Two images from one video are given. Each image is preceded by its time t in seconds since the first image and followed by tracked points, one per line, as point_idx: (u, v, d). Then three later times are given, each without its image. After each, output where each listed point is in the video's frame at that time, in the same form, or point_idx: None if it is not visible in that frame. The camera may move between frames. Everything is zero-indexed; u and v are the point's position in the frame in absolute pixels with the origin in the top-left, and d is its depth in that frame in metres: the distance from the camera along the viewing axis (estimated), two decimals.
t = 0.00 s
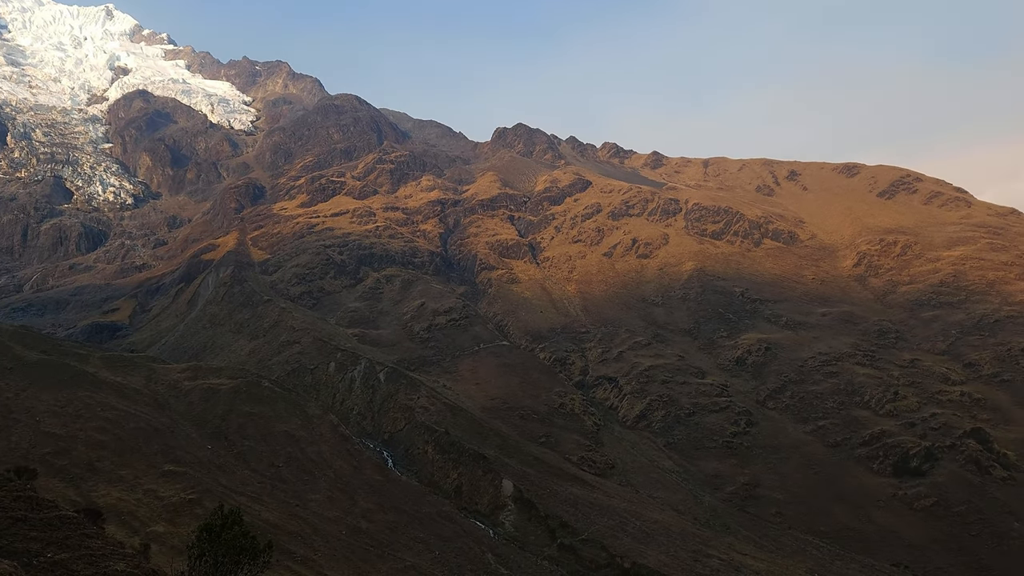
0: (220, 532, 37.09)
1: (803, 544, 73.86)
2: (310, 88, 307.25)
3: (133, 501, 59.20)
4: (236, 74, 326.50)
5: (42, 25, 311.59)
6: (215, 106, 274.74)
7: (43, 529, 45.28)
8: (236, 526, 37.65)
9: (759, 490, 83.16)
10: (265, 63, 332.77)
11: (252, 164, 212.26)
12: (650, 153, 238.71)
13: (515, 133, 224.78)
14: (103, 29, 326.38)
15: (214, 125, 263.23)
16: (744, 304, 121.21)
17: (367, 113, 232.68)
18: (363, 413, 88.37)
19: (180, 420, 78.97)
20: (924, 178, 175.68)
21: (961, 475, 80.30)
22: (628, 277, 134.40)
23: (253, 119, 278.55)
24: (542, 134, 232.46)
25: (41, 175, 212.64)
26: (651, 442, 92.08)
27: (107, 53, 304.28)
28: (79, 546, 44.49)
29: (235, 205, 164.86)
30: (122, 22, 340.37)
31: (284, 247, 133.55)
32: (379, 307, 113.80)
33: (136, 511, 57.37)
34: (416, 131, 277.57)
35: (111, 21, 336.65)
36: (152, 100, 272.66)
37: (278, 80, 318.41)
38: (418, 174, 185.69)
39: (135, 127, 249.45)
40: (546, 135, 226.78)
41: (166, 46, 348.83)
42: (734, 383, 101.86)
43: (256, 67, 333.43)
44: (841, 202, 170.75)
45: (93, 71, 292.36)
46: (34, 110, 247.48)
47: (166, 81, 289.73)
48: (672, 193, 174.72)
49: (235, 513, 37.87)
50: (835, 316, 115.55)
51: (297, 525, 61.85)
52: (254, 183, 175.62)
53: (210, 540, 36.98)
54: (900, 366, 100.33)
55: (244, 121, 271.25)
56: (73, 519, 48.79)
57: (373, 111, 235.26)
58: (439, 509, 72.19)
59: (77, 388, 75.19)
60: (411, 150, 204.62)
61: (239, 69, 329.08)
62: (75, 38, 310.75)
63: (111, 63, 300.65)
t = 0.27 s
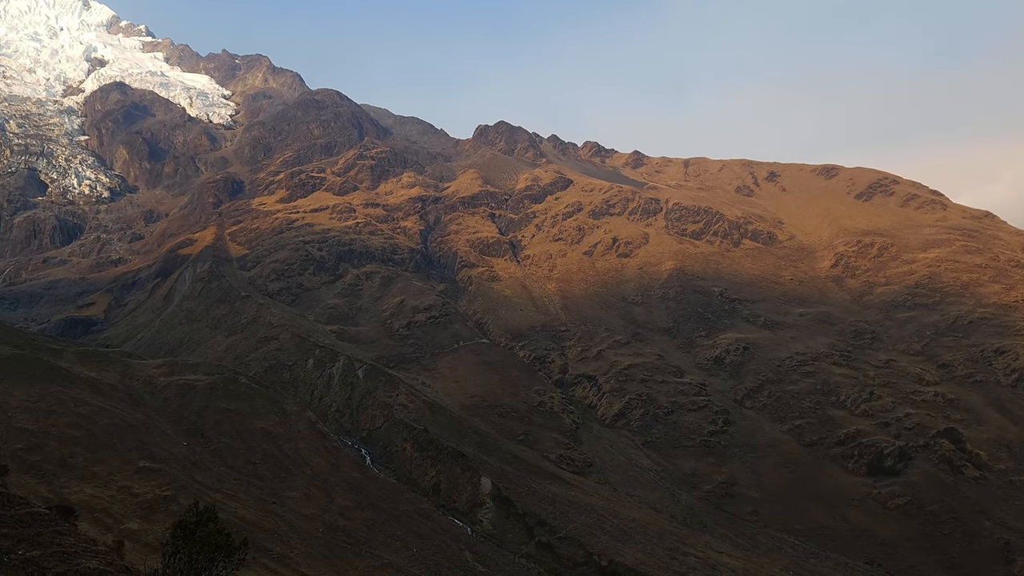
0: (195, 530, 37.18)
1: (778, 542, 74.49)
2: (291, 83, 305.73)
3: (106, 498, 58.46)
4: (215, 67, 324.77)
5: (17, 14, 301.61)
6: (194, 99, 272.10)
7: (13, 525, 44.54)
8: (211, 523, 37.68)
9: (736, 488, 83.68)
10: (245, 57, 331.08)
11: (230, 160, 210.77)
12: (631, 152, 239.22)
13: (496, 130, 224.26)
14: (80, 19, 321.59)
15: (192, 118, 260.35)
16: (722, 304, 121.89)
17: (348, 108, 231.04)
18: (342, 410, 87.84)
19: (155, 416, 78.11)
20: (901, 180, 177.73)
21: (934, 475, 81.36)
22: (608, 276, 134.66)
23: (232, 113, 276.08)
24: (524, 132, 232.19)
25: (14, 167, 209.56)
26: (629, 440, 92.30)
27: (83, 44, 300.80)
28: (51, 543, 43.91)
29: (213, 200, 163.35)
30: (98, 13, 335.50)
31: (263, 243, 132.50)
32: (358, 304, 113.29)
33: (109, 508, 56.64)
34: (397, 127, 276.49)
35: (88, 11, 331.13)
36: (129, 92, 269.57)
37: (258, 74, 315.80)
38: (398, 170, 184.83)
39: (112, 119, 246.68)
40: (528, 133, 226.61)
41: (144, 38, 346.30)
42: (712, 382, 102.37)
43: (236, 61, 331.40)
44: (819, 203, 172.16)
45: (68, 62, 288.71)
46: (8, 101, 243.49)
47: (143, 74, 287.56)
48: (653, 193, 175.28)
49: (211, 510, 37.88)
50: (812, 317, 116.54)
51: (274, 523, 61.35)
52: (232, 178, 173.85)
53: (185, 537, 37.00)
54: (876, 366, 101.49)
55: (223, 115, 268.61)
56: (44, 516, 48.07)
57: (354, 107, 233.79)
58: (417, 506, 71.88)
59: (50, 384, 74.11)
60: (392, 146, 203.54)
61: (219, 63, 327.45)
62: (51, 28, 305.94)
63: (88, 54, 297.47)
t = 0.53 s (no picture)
0: (170, 528, 35.37)
1: (754, 541, 74.98)
2: (270, 78, 303.47)
3: (79, 496, 57.49)
4: (193, 62, 321.91)
5: None
6: (172, 94, 269.28)
7: None
8: (186, 521, 35.92)
9: (713, 488, 84.11)
10: (224, 51, 328.39)
11: (208, 156, 209.04)
12: (612, 152, 239.89)
13: (478, 128, 223.75)
14: (55, 11, 317.11)
15: (170, 113, 257.68)
16: (701, 304, 122.53)
17: (328, 104, 229.74)
18: (319, 408, 87.25)
19: (130, 413, 77.10)
20: (877, 183, 179.70)
21: (907, 474, 82.30)
22: (588, 275, 134.91)
23: (210, 107, 273.61)
24: (505, 130, 231.92)
25: None
26: (608, 439, 92.54)
27: (58, 36, 297.19)
28: (22, 541, 43.04)
29: (190, 195, 161.70)
30: (74, 5, 331.40)
31: (240, 239, 131.44)
32: (336, 301, 112.74)
33: (82, 506, 55.78)
34: (377, 124, 275.48)
35: (63, 3, 327.23)
36: (105, 86, 266.64)
37: (237, 69, 313.41)
38: (379, 167, 184.01)
39: (87, 113, 243.78)
40: (509, 131, 226.46)
41: (121, 31, 342.62)
42: (691, 382, 102.86)
43: (215, 55, 329.06)
44: (798, 205, 173.56)
45: (43, 54, 285.07)
46: None
47: (120, 67, 284.99)
48: (633, 192, 175.90)
49: (186, 507, 36.09)
50: (789, 317, 117.46)
51: (250, 521, 60.72)
52: (210, 173, 172.14)
53: (159, 535, 35.24)
54: (851, 367, 102.53)
55: (201, 110, 266.06)
56: (15, 514, 47.11)
57: (334, 103, 232.55)
58: (395, 505, 71.42)
59: (22, 380, 72.89)
60: (372, 143, 202.57)
61: (197, 57, 324.48)
62: (25, 19, 301.46)
63: (63, 46, 294.05)
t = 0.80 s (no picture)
0: (143, 527, 34.58)
1: (729, 540, 75.45)
2: (249, 74, 301.03)
3: (50, 495, 56.52)
4: (170, 56, 318.68)
5: None
6: (149, 88, 266.19)
7: None
8: (159, 520, 35.11)
9: (690, 487, 84.48)
10: (202, 46, 325.48)
11: (185, 152, 206.85)
12: (592, 153, 240.50)
13: (458, 127, 223.15)
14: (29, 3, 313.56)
15: (146, 107, 254.76)
16: (679, 304, 123.12)
17: (307, 101, 228.36)
18: (296, 407, 86.53)
19: (103, 411, 75.99)
20: (854, 186, 181.65)
21: (881, 474, 83.18)
22: (567, 275, 135.07)
23: (187, 103, 270.83)
24: (485, 129, 231.62)
25: None
26: (585, 439, 92.68)
27: (32, 28, 294.43)
28: None
29: (166, 191, 159.89)
30: None
31: (217, 235, 130.18)
32: (314, 299, 112.07)
33: (53, 505, 54.87)
34: (357, 121, 274.16)
35: None
36: (80, 79, 263.94)
37: (215, 63, 310.38)
38: (358, 164, 183.06)
39: (62, 106, 240.75)
40: (489, 130, 226.25)
41: (96, 24, 339.56)
42: (668, 381, 103.27)
43: (192, 50, 325.97)
44: (775, 206, 174.90)
45: (16, 47, 282.11)
46: None
47: (95, 61, 282.69)
48: (613, 193, 176.45)
49: (159, 506, 35.20)
50: (766, 318, 118.31)
51: (225, 520, 60.04)
52: (187, 169, 170.24)
53: (131, 534, 34.46)
54: (827, 367, 103.49)
55: (178, 104, 263.25)
56: None
57: (313, 99, 231.19)
58: (371, 504, 70.86)
59: None
60: (351, 140, 201.42)
61: (174, 51, 321.26)
62: None
63: (37, 38, 291.22)
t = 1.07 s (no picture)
0: (115, 527, 33.10)
1: (705, 539, 75.85)
2: (226, 70, 298.17)
3: (20, 495, 55.43)
4: (146, 51, 315.17)
5: None
6: (124, 83, 263.03)
7: None
8: (132, 520, 33.61)
9: (666, 487, 84.80)
10: (179, 42, 322.35)
11: (161, 148, 204.55)
12: (572, 153, 240.98)
13: (437, 126, 222.42)
14: None
15: (121, 102, 251.65)
16: (657, 304, 123.66)
17: (285, 98, 226.94)
18: (272, 406, 85.73)
19: (75, 410, 74.72)
20: (830, 188, 183.53)
21: (855, 474, 84.00)
22: (545, 275, 135.14)
23: (163, 98, 267.88)
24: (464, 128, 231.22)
25: None
26: (563, 439, 92.73)
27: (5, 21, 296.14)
28: None
29: (141, 187, 157.97)
30: None
31: (193, 233, 128.80)
32: (291, 298, 111.24)
33: (23, 505, 53.85)
34: (335, 119, 272.80)
35: None
36: (54, 73, 263.04)
37: (192, 59, 307.25)
38: (336, 163, 182.06)
39: (34, 100, 237.99)
40: (469, 129, 225.86)
41: (71, 17, 338.57)
42: (646, 381, 103.61)
43: (168, 45, 322.70)
44: (753, 208, 176.20)
45: None
46: None
47: (69, 54, 281.35)
48: (592, 193, 176.94)
49: (132, 505, 33.65)
50: (743, 319, 119.18)
51: (199, 520, 59.28)
52: (162, 165, 168.30)
53: (103, 534, 33.04)
54: (802, 368, 104.39)
55: (154, 100, 260.36)
56: None
57: (291, 96, 229.80)
58: (348, 504, 70.27)
59: None
60: (330, 138, 200.19)
61: (151, 46, 317.73)
62: None
63: (9, 32, 291.00)
